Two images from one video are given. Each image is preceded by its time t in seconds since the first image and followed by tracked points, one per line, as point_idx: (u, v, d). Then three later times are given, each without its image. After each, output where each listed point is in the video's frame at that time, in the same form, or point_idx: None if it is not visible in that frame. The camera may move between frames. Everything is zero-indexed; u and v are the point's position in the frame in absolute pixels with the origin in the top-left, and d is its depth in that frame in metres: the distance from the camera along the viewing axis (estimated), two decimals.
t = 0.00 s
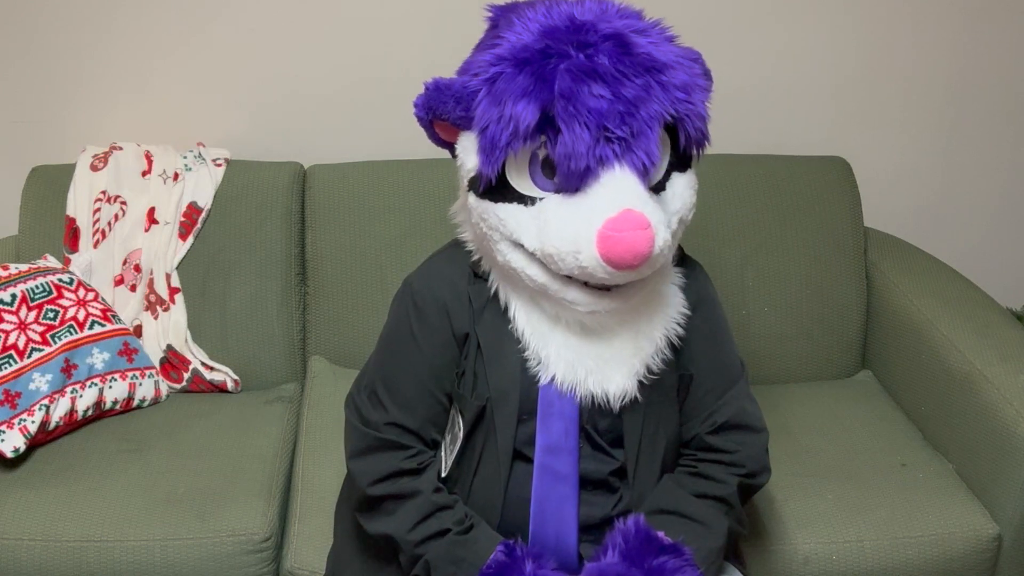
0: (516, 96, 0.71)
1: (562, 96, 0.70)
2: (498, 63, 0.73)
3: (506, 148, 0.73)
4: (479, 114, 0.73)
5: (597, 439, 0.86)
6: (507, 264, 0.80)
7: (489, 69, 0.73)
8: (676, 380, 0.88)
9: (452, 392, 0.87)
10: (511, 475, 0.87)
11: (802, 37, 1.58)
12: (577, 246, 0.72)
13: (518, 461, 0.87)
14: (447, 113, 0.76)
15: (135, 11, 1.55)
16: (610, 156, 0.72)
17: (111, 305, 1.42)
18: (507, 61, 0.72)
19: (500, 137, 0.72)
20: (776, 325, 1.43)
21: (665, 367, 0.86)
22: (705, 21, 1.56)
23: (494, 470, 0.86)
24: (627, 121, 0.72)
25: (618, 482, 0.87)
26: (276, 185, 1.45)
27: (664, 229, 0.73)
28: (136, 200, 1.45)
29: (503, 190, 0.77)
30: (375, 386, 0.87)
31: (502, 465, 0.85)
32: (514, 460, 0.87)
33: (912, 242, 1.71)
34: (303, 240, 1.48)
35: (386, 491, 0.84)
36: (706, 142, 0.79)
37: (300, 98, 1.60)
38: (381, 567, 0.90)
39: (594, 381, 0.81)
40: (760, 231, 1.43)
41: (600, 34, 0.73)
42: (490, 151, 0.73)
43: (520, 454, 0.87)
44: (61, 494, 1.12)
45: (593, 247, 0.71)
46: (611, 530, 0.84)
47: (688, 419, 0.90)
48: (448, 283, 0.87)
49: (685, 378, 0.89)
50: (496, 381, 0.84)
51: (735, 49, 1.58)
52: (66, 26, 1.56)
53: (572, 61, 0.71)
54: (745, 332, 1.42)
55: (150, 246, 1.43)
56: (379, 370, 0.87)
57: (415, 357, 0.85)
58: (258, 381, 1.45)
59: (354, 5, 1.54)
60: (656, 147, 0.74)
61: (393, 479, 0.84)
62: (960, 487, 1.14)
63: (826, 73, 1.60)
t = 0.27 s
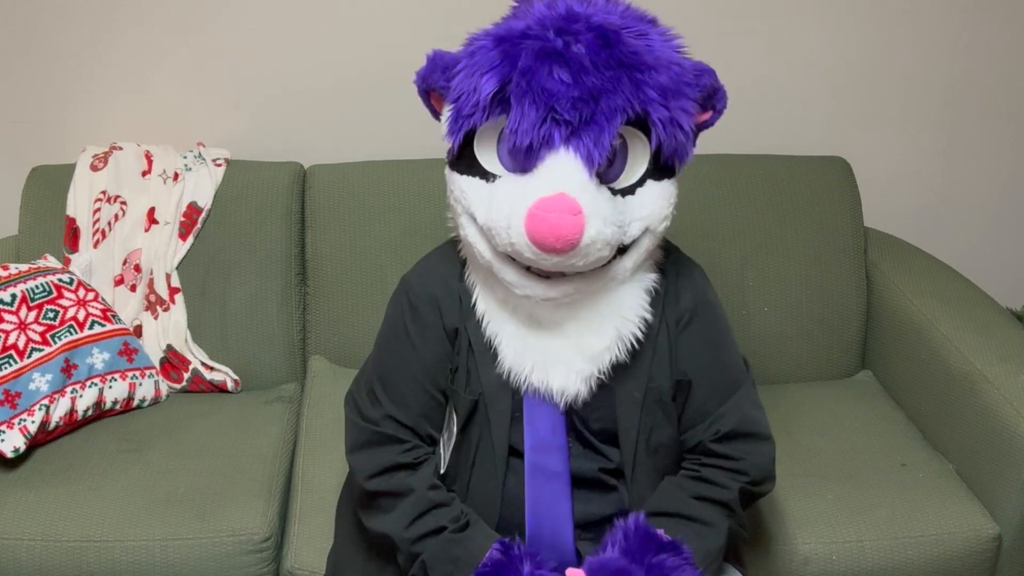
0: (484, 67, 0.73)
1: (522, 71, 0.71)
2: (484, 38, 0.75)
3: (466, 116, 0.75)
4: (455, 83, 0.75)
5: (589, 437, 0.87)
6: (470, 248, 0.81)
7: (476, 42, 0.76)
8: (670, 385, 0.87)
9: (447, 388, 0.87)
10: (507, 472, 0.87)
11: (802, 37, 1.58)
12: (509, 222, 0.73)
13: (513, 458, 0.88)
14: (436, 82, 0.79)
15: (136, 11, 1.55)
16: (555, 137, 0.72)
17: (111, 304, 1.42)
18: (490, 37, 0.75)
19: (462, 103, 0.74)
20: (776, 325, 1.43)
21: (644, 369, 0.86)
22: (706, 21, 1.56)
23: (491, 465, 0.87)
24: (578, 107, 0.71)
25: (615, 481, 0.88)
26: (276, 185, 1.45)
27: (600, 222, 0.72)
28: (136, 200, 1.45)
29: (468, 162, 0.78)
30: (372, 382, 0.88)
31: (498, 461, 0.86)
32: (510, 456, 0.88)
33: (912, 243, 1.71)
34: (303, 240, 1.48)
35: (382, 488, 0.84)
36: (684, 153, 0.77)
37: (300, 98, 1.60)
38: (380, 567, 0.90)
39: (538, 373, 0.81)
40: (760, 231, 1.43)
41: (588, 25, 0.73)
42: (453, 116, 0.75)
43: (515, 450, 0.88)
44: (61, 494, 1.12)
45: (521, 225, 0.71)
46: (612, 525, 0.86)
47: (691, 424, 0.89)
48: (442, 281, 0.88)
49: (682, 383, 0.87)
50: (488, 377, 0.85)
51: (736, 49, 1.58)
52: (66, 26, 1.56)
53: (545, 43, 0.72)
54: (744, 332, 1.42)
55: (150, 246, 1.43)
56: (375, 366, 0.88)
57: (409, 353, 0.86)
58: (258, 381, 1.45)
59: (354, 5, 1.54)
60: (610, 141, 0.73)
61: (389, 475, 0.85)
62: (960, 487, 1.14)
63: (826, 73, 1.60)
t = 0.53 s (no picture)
0: (525, 71, 0.71)
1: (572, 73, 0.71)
2: (509, 42, 0.74)
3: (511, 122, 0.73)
4: (486, 91, 0.73)
5: (593, 442, 0.86)
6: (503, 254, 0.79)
7: (501, 48, 0.74)
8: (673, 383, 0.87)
9: (445, 398, 0.87)
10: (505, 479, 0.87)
11: (802, 37, 1.58)
12: (573, 226, 0.71)
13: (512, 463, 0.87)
14: (454, 91, 0.77)
15: (135, 10, 1.55)
16: (614, 137, 0.72)
17: (111, 305, 1.42)
18: (519, 41, 0.73)
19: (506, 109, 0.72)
20: (776, 325, 1.43)
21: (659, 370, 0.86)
22: (706, 21, 1.56)
23: (487, 473, 0.86)
24: (632, 105, 0.72)
25: (613, 483, 0.88)
26: (276, 185, 1.45)
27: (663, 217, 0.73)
28: (136, 200, 1.45)
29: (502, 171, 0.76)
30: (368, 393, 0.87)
31: (496, 469, 0.85)
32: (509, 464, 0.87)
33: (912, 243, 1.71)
34: (303, 240, 1.48)
35: (376, 497, 0.85)
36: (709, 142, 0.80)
37: (300, 98, 1.60)
38: (379, 568, 0.90)
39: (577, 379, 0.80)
40: (760, 231, 1.43)
41: (614, 23, 0.74)
42: (493, 123, 0.73)
43: (514, 457, 0.87)
44: (61, 494, 1.12)
45: (590, 226, 0.71)
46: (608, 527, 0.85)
47: (687, 421, 0.90)
48: (437, 290, 0.87)
49: (681, 380, 0.88)
50: (487, 386, 0.84)
51: (735, 48, 1.58)
52: (66, 26, 1.56)
53: (584, 43, 0.72)
54: (745, 332, 1.42)
55: (149, 246, 1.43)
56: (371, 376, 0.87)
57: (405, 364, 0.85)
58: (258, 381, 1.45)
59: (354, 4, 1.54)
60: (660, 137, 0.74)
61: (382, 484, 0.85)
62: (960, 487, 1.14)
63: (826, 73, 1.60)
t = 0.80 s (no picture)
0: (549, 74, 0.71)
1: (596, 77, 0.70)
2: (528, 44, 0.73)
3: (533, 124, 0.72)
4: (507, 92, 0.73)
5: (599, 444, 0.85)
6: (519, 253, 0.79)
7: (520, 49, 0.73)
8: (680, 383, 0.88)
9: (452, 401, 0.87)
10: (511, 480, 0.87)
11: (802, 37, 1.58)
12: (597, 229, 0.72)
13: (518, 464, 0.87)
14: (471, 91, 0.76)
15: (135, 10, 1.55)
16: (638, 141, 0.72)
17: (111, 304, 1.42)
18: (540, 41, 0.72)
19: (528, 111, 0.72)
20: (776, 325, 1.43)
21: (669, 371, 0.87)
22: (705, 21, 1.56)
23: (494, 474, 0.86)
24: (656, 109, 0.72)
25: (618, 485, 0.87)
26: (276, 185, 1.45)
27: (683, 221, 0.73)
28: (136, 200, 1.45)
29: (520, 174, 0.77)
30: (373, 396, 0.87)
31: (502, 471, 0.85)
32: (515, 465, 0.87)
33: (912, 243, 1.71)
34: (303, 241, 1.48)
35: (381, 502, 0.84)
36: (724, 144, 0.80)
37: (300, 98, 1.60)
38: (380, 568, 0.90)
39: (590, 381, 0.80)
40: (761, 231, 1.43)
41: (633, 27, 0.73)
42: (515, 125, 0.73)
43: (519, 459, 0.87)
44: (61, 494, 1.12)
45: (614, 229, 0.71)
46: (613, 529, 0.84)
47: (690, 421, 0.90)
48: (445, 291, 0.87)
49: (688, 380, 0.88)
50: (495, 388, 0.84)
51: (735, 49, 1.58)
52: (65, 26, 1.56)
53: (606, 47, 0.71)
54: (745, 332, 1.42)
55: (150, 246, 1.43)
56: (375, 378, 0.87)
57: (413, 366, 0.85)
58: (258, 381, 1.45)
59: (353, 4, 1.54)
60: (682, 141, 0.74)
61: (387, 489, 0.84)
62: (960, 487, 1.14)
63: (825, 73, 1.61)
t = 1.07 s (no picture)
0: (524, 84, 0.71)
1: (572, 85, 0.70)
2: (509, 52, 0.73)
3: (511, 135, 0.73)
4: (487, 102, 0.73)
5: (601, 444, 0.86)
6: (509, 260, 0.79)
7: (500, 58, 0.73)
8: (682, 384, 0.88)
9: (455, 398, 0.87)
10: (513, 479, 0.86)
11: (802, 37, 1.58)
12: (577, 237, 0.72)
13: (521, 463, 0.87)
14: (455, 101, 0.77)
15: (135, 10, 1.55)
16: (617, 147, 0.72)
17: (111, 304, 1.42)
18: (518, 51, 0.73)
19: (506, 122, 0.72)
20: (776, 325, 1.43)
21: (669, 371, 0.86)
22: (705, 21, 1.56)
23: (497, 473, 0.86)
24: (635, 114, 0.72)
25: (620, 485, 0.87)
26: (275, 185, 1.45)
27: (667, 226, 0.73)
28: (136, 200, 1.45)
29: (506, 180, 0.76)
30: (377, 392, 0.87)
31: (505, 468, 0.85)
32: (517, 464, 0.87)
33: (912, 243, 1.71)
34: (303, 240, 1.48)
35: (383, 497, 0.84)
36: (715, 144, 0.79)
37: (300, 98, 1.60)
38: (380, 568, 0.90)
39: (587, 383, 0.80)
40: (760, 231, 1.43)
41: (614, 30, 0.73)
42: (494, 136, 0.73)
43: (522, 457, 0.87)
44: (61, 494, 1.12)
45: (594, 238, 0.71)
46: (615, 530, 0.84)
47: (693, 423, 0.90)
48: (449, 291, 0.87)
49: (691, 382, 0.88)
50: (499, 387, 0.84)
51: (735, 49, 1.58)
52: (65, 26, 1.56)
53: (584, 53, 0.71)
54: (744, 332, 1.42)
55: (150, 246, 1.43)
56: (379, 375, 0.87)
57: (416, 364, 0.86)
58: (258, 381, 1.45)
59: (354, 4, 1.54)
60: (664, 144, 0.74)
61: (390, 484, 0.84)
62: (960, 487, 1.14)
63: (826, 73, 1.61)
